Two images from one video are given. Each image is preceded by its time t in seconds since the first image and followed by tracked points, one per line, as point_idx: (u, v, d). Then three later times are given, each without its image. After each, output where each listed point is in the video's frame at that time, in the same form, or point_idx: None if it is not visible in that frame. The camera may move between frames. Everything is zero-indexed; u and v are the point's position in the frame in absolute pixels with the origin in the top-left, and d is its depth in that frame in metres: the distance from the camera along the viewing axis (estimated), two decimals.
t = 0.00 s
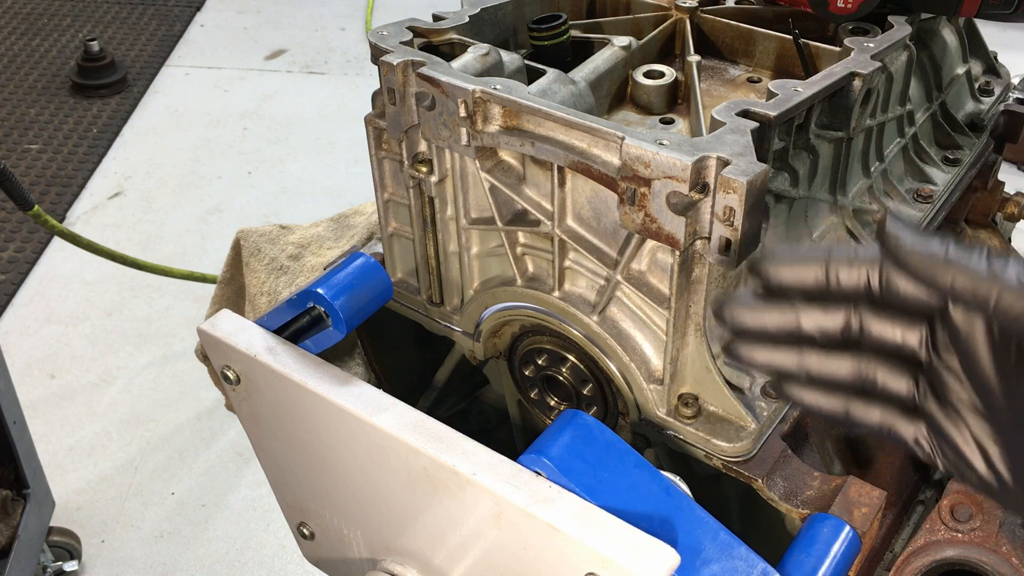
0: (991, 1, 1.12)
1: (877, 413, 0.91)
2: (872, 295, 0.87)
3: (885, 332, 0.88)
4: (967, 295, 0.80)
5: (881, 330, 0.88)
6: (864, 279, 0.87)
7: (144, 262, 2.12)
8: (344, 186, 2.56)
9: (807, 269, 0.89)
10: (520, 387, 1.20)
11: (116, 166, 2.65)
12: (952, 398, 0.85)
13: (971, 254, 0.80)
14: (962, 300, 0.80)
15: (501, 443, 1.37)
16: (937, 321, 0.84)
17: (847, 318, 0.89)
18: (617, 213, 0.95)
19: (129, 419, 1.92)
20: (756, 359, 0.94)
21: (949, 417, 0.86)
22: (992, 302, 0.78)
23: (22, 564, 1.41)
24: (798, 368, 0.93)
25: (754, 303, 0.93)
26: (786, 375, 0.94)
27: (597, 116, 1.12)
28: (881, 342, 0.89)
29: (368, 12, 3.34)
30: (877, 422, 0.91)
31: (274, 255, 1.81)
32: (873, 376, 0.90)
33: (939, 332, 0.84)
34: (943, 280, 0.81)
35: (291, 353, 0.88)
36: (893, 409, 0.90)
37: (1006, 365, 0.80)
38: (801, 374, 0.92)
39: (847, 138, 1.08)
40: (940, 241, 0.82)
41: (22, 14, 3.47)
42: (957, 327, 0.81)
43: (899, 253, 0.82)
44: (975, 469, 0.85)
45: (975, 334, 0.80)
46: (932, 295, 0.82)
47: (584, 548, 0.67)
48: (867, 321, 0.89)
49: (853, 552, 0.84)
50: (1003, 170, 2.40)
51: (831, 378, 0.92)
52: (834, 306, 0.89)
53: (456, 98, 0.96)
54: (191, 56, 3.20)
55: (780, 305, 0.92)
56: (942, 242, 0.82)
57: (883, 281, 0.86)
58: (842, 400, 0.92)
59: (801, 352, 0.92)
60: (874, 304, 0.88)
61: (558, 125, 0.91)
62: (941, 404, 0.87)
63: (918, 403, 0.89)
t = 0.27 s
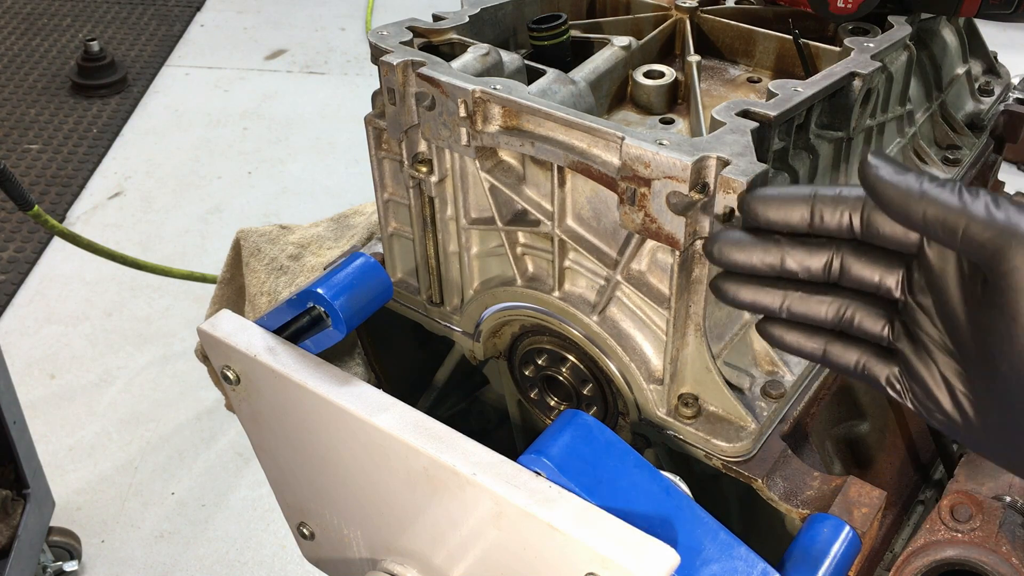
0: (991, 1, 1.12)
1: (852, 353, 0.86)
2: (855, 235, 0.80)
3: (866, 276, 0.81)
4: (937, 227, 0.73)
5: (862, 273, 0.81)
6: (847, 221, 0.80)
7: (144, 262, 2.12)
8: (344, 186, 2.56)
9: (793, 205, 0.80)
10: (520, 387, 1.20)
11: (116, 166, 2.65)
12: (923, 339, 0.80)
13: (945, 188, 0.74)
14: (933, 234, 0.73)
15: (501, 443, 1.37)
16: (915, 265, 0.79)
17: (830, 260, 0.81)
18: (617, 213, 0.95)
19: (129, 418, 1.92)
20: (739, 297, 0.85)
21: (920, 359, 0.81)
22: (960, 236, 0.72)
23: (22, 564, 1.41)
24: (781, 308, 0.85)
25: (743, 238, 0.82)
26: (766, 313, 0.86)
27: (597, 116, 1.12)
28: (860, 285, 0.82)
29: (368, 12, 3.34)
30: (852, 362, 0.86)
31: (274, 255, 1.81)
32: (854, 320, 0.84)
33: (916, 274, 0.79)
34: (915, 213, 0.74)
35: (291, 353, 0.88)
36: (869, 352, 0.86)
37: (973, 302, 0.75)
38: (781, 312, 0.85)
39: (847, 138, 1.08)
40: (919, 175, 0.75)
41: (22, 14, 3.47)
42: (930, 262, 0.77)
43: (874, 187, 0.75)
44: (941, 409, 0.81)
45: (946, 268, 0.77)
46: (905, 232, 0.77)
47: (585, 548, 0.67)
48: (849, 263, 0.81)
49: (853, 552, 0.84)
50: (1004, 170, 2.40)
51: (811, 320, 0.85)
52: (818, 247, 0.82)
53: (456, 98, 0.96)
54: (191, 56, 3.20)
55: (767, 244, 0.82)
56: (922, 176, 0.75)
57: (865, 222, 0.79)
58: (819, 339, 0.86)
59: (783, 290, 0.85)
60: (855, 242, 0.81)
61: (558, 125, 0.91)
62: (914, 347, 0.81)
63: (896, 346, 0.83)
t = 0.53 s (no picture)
0: (991, 1, 1.12)
1: (856, 361, 0.87)
2: (858, 245, 0.82)
3: (870, 285, 0.82)
4: (942, 241, 0.74)
5: (866, 282, 0.82)
6: (850, 231, 0.81)
7: (144, 263, 2.12)
8: (344, 186, 2.56)
9: (797, 216, 0.81)
10: (520, 387, 1.20)
11: (116, 166, 2.65)
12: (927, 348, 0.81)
13: (950, 201, 0.75)
14: (938, 247, 0.75)
15: (501, 443, 1.37)
16: (918, 275, 0.81)
17: (834, 269, 0.83)
18: (617, 214, 0.95)
19: (129, 418, 1.92)
20: (743, 306, 0.86)
21: (924, 368, 0.82)
22: (965, 249, 0.74)
23: (21, 564, 1.41)
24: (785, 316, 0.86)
25: (747, 248, 0.83)
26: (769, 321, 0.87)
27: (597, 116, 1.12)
28: (864, 294, 0.83)
29: (368, 12, 3.34)
30: (856, 370, 0.87)
31: (274, 255, 1.81)
32: (857, 329, 0.85)
33: (919, 283, 0.81)
34: (921, 226, 0.75)
35: (291, 353, 0.88)
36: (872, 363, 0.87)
37: (978, 313, 0.77)
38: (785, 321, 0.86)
39: (847, 138, 1.08)
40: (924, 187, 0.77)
41: (22, 14, 3.47)
42: (935, 274, 0.79)
43: (880, 199, 0.77)
44: (946, 419, 0.83)
45: (951, 278, 0.78)
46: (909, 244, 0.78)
47: (585, 548, 0.67)
48: (853, 272, 0.83)
49: (853, 552, 0.83)
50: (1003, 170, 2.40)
51: (815, 328, 0.86)
52: (822, 256, 0.83)
53: (456, 98, 0.96)
54: (191, 56, 3.20)
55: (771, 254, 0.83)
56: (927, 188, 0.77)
57: (868, 233, 0.81)
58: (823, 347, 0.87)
59: (787, 299, 0.86)
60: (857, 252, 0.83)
61: (558, 125, 0.91)
62: (918, 355, 0.83)
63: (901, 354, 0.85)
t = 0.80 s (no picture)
0: (991, 1, 1.12)
1: (863, 349, 0.86)
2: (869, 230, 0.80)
3: (880, 270, 0.81)
4: (956, 225, 0.73)
5: (877, 269, 0.81)
6: (861, 216, 0.80)
7: (144, 263, 2.12)
8: (343, 186, 2.56)
9: (806, 200, 0.81)
10: (520, 387, 1.20)
11: (116, 166, 2.65)
12: (937, 335, 0.80)
13: (965, 184, 0.74)
14: (951, 231, 0.74)
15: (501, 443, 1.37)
16: (929, 261, 0.79)
17: (844, 255, 0.81)
18: (617, 214, 0.95)
19: (129, 418, 1.92)
20: (751, 292, 0.85)
21: (933, 354, 0.81)
22: (980, 234, 0.72)
23: (21, 564, 1.41)
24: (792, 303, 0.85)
25: (756, 233, 0.82)
26: (777, 308, 0.86)
27: (597, 116, 1.12)
28: (874, 280, 0.82)
29: (368, 12, 3.34)
30: (864, 358, 0.86)
31: (274, 255, 1.81)
32: (867, 316, 0.83)
33: (930, 270, 0.79)
34: (933, 210, 0.74)
35: (291, 353, 0.88)
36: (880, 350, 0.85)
37: (991, 298, 0.76)
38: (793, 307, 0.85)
39: (847, 138, 1.08)
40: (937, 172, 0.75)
41: (22, 14, 3.47)
42: (946, 259, 0.77)
43: (893, 183, 0.75)
44: (956, 406, 0.81)
45: (963, 264, 0.77)
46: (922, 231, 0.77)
47: (585, 548, 0.67)
48: (863, 258, 0.81)
49: (853, 552, 0.84)
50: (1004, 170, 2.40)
51: (823, 315, 0.84)
52: (832, 242, 0.81)
53: (456, 98, 0.96)
54: (191, 56, 3.20)
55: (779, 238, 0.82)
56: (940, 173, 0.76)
57: (879, 218, 0.79)
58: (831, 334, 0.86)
59: (795, 285, 0.84)
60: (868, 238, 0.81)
61: (558, 125, 0.91)
62: (927, 341, 0.81)
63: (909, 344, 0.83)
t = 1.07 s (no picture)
0: (991, 1, 1.12)
1: (881, 358, 0.82)
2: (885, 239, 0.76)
3: (898, 280, 0.77)
4: (975, 233, 0.68)
5: (893, 278, 0.77)
6: (877, 224, 0.76)
7: (144, 262, 2.12)
8: (344, 186, 2.56)
9: (820, 209, 0.78)
10: (520, 387, 1.20)
11: (116, 166, 2.65)
12: (956, 343, 0.76)
13: (985, 191, 0.69)
14: (969, 240, 0.69)
15: (501, 443, 1.37)
16: (948, 269, 0.75)
17: (859, 265, 0.78)
18: (617, 214, 0.95)
19: (129, 418, 1.92)
20: (765, 302, 0.84)
21: (953, 364, 0.77)
22: (1000, 241, 0.67)
23: (21, 564, 1.41)
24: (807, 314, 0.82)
25: (769, 242, 0.80)
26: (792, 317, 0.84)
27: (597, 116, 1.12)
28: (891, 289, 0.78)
29: (368, 12, 3.34)
30: (881, 368, 0.83)
31: (274, 255, 1.81)
32: (884, 326, 0.80)
33: (949, 278, 0.75)
34: (950, 219, 0.70)
35: (291, 353, 0.88)
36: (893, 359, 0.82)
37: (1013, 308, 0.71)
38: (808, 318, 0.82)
39: (847, 138, 1.08)
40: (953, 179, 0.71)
41: (22, 14, 3.47)
42: (965, 268, 0.73)
43: (908, 191, 0.72)
44: (976, 417, 0.77)
45: (983, 274, 0.72)
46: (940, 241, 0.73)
47: (585, 548, 0.67)
48: (879, 267, 0.77)
49: (853, 552, 0.84)
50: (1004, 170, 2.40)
51: (839, 325, 0.81)
52: (848, 250, 0.78)
53: (456, 98, 0.96)
54: (191, 56, 3.20)
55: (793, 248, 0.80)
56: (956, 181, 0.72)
57: (896, 226, 0.75)
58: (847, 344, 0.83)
59: (810, 294, 0.82)
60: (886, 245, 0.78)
61: (558, 125, 0.91)
62: (947, 352, 0.77)
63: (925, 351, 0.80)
